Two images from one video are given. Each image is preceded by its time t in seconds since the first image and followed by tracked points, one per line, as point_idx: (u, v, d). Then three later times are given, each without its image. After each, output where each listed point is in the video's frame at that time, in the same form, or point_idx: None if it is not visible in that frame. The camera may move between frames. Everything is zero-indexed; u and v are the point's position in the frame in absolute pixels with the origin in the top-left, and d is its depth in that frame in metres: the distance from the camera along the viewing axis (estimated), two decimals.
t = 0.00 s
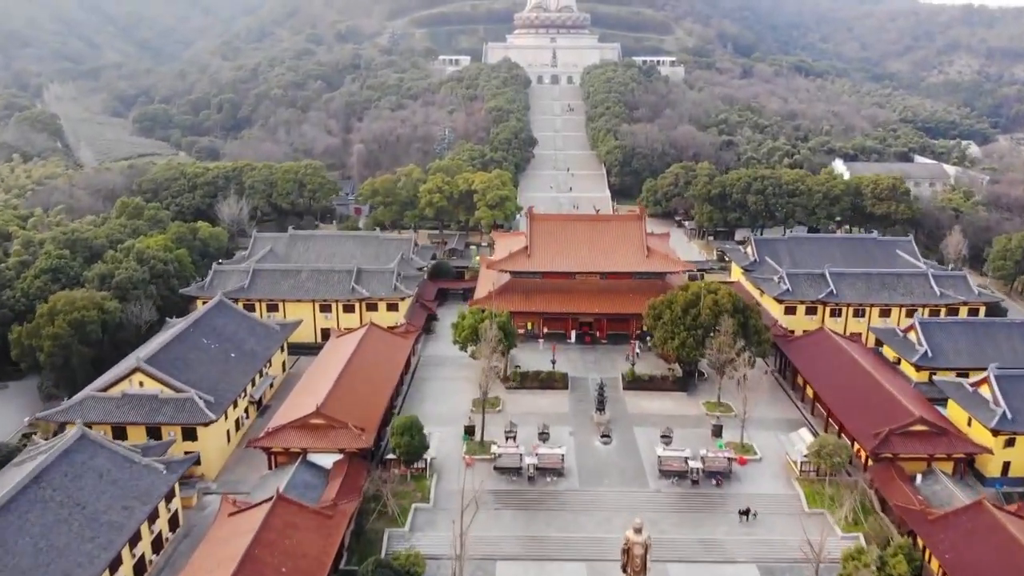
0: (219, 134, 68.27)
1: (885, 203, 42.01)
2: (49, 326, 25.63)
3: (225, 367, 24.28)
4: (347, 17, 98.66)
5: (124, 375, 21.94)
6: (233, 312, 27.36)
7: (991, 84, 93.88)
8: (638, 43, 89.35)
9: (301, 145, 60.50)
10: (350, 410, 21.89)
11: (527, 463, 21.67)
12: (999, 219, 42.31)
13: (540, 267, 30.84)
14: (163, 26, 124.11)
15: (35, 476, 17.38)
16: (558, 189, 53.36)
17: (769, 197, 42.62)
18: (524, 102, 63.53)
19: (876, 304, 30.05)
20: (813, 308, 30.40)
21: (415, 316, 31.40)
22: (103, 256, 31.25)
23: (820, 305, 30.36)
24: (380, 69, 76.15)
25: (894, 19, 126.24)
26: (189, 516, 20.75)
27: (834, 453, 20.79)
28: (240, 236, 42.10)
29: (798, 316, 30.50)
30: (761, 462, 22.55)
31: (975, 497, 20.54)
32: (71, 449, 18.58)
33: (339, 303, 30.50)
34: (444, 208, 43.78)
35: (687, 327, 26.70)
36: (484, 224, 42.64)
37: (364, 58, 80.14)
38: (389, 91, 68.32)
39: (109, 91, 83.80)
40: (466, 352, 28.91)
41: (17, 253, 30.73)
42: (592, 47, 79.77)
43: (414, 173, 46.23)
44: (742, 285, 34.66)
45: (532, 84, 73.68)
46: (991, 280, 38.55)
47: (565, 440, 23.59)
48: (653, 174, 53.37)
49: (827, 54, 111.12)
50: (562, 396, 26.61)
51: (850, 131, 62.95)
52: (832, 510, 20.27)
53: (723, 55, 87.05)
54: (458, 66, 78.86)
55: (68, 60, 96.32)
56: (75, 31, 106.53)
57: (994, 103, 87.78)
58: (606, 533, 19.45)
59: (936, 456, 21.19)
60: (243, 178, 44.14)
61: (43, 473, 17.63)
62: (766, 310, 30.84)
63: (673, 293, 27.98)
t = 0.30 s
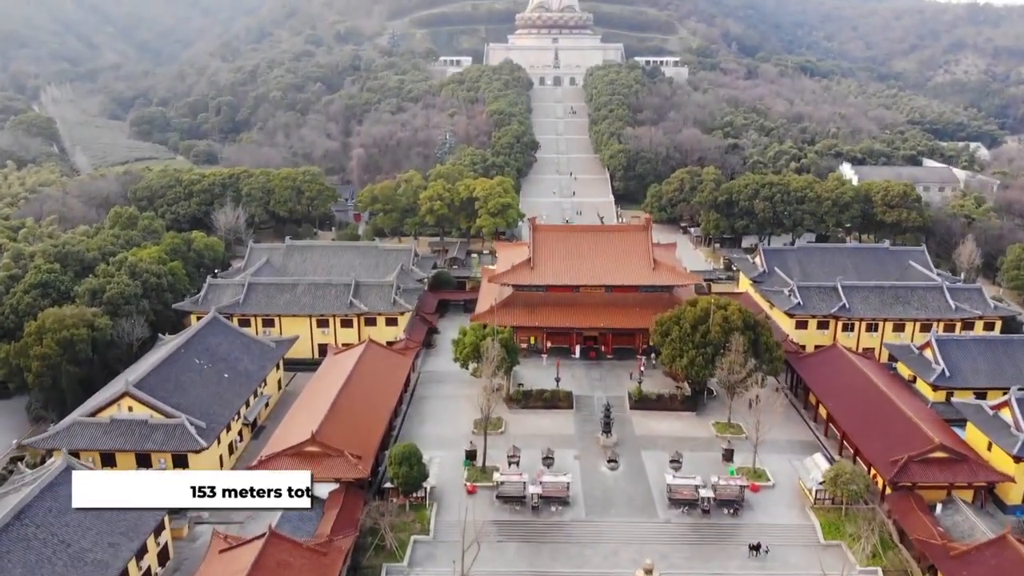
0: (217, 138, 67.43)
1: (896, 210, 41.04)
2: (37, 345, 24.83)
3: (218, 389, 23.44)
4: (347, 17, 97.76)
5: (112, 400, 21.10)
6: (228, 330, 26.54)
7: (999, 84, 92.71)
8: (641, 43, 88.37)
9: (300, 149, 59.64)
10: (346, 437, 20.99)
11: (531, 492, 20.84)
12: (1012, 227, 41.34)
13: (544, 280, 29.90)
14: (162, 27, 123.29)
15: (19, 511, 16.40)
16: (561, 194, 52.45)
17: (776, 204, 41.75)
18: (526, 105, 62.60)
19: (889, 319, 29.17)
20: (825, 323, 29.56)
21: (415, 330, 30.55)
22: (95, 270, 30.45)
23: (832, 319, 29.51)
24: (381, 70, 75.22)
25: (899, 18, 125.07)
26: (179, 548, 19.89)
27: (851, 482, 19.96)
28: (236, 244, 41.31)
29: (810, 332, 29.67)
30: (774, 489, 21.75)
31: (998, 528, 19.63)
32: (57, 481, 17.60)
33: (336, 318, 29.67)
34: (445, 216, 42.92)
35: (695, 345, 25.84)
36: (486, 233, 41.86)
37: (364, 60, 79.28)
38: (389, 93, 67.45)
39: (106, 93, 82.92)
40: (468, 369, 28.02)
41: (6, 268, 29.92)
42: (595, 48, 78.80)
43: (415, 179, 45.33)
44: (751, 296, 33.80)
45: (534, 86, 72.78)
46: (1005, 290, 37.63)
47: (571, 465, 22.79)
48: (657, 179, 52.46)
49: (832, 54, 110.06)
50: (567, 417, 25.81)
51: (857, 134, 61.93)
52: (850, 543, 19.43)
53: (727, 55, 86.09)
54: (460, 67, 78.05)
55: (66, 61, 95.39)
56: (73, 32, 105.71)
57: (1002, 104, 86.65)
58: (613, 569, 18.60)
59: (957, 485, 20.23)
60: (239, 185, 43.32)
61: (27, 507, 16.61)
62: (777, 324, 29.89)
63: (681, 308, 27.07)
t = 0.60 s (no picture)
0: (217, 142, 67.32)
1: (898, 218, 40.95)
2: (35, 361, 24.77)
3: (217, 407, 23.40)
4: (347, 19, 97.62)
5: (111, 420, 21.11)
6: (228, 345, 26.46)
7: (1000, 86, 92.52)
8: (642, 46, 88.23)
9: (300, 154, 59.51)
10: (344, 457, 20.89)
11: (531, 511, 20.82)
12: (1013, 234, 41.24)
13: (545, 294, 29.82)
14: (162, 28, 123.05)
15: (20, 535, 16.18)
16: (561, 200, 52.32)
17: (777, 211, 41.65)
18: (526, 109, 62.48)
19: (890, 332, 29.09)
20: (825, 335, 29.52)
21: (416, 343, 30.50)
22: (94, 283, 30.43)
23: (833, 332, 29.44)
24: (381, 73, 75.11)
25: (900, 19, 124.91)
26: (179, 569, 19.77)
27: (852, 503, 19.93)
28: (236, 252, 41.28)
29: (811, 344, 29.62)
30: (775, 508, 21.70)
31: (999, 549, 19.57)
32: (59, 503, 17.41)
33: (336, 331, 29.60)
34: (445, 223, 42.82)
35: (696, 359, 25.74)
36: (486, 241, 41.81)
37: (363, 63, 79.12)
38: (389, 97, 67.33)
39: (105, 96, 82.69)
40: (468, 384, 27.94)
41: (6, 281, 29.94)
42: (594, 51, 78.63)
43: (414, 186, 45.23)
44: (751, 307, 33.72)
45: (534, 90, 72.68)
46: (1006, 300, 37.55)
47: (571, 484, 22.72)
48: (657, 184, 52.36)
49: (832, 55, 109.92)
50: (567, 432, 25.75)
51: (857, 138, 61.81)
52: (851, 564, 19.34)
53: (727, 58, 85.98)
54: (460, 70, 78.15)
55: (65, 63, 95.17)
56: (73, 34, 105.55)
57: (1003, 105, 86.45)
58: None
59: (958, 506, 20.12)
60: (239, 193, 43.26)
61: (30, 532, 16.42)
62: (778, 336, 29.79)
63: (680, 322, 26.98)
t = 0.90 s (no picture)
0: (217, 144, 67.30)
1: (897, 221, 41.00)
2: (35, 367, 24.80)
3: (218, 412, 23.42)
4: (347, 21, 97.66)
5: (112, 426, 21.13)
6: (229, 351, 26.53)
7: (999, 87, 92.57)
8: (641, 47, 88.30)
9: (299, 156, 59.55)
10: (345, 464, 20.87)
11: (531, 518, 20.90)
12: (1012, 237, 41.29)
13: (545, 297, 29.90)
14: (161, 30, 122.94)
15: (20, 543, 16.18)
16: (560, 202, 52.35)
17: (777, 215, 41.68)
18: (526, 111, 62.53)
19: (890, 336, 29.12)
20: (825, 339, 29.56)
21: (416, 347, 30.56)
22: (93, 288, 30.49)
23: (832, 336, 29.47)
24: (381, 75, 75.15)
25: (899, 20, 125.09)
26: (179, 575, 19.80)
27: (851, 508, 19.97)
28: (236, 255, 41.32)
29: (810, 348, 29.68)
30: (774, 514, 21.70)
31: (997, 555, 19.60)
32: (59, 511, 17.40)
33: (336, 335, 29.65)
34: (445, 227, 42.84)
35: (695, 364, 25.74)
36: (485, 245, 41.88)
37: (363, 64, 79.15)
38: (389, 99, 67.37)
39: (105, 97, 82.58)
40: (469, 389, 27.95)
41: (6, 286, 30.01)
42: (594, 53, 78.64)
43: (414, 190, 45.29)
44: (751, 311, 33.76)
45: (533, 92, 72.78)
46: (1005, 303, 37.61)
47: (571, 490, 22.75)
48: (657, 186, 52.38)
49: (831, 56, 110.04)
50: (567, 437, 25.80)
51: (857, 140, 61.85)
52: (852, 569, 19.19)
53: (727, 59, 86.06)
54: (460, 71, 78.54)
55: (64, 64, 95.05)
56: (73, 35, 105.45)
57: (1003, 106, 86.48)
58: None
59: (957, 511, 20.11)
60: (239, 196, 43.31)
61: (30, 540, 16.41)
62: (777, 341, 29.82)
63: (680, 325, 26.97)
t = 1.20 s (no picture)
0: (216, 145, 67.20)
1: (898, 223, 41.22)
2: (35, 369, 24.91)
3: (217, 413, 23.43)
4: (346, 21, 97.63)
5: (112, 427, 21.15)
6: (229, 352, 26.58)
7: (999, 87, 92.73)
8: (641, 48, 88.40)
9: (300, 157, 59.64)
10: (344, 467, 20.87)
11: (530, 519, 21.02)
12: (1012, 238, 41.36)
13: (545, 299, 30.02)
14: (161, 30, 122.61)
15: (20, 547, 16.22)
16: (560, 202, 52.38)
17: (777, 217, 41.80)
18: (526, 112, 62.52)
19: (890, 337, 29.16)
20: (824, 341, 29.61)
21: (416, 347, 30.65)
22: (92, 288, 30.57)
23: (832, 337, 29.48)
24: (381, 75, 75.23)
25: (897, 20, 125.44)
26: None
27: (851, 510, 20.20)
28: (235, 256, 41.32)
29: (810, 350, 29.73)
30: (774, 515, 21.73)
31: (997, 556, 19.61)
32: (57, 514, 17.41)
33: (337, 336, 29.68)
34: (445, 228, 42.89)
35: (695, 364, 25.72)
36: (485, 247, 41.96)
37: (363, 65, 79.18)
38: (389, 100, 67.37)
39: (105, 98, 82.35)
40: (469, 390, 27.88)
41: (5, 287, 30.04)
42: (594, 54, 78.80)
43: (414, 190, 45.30)
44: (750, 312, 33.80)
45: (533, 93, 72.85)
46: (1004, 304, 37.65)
47: (571, 492, 22.78)
48: (657, 187, 52.48)
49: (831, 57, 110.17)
50: (567, 439, 25.83)
51: (856, 141, 61.93)
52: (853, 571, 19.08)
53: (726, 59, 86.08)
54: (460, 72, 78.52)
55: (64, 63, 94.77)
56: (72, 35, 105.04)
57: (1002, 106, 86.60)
58: None
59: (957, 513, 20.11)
60: (239, 198, 43.33)
61: (30, 543, 16.44)
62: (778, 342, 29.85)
63: (680, 326, 26.96)
